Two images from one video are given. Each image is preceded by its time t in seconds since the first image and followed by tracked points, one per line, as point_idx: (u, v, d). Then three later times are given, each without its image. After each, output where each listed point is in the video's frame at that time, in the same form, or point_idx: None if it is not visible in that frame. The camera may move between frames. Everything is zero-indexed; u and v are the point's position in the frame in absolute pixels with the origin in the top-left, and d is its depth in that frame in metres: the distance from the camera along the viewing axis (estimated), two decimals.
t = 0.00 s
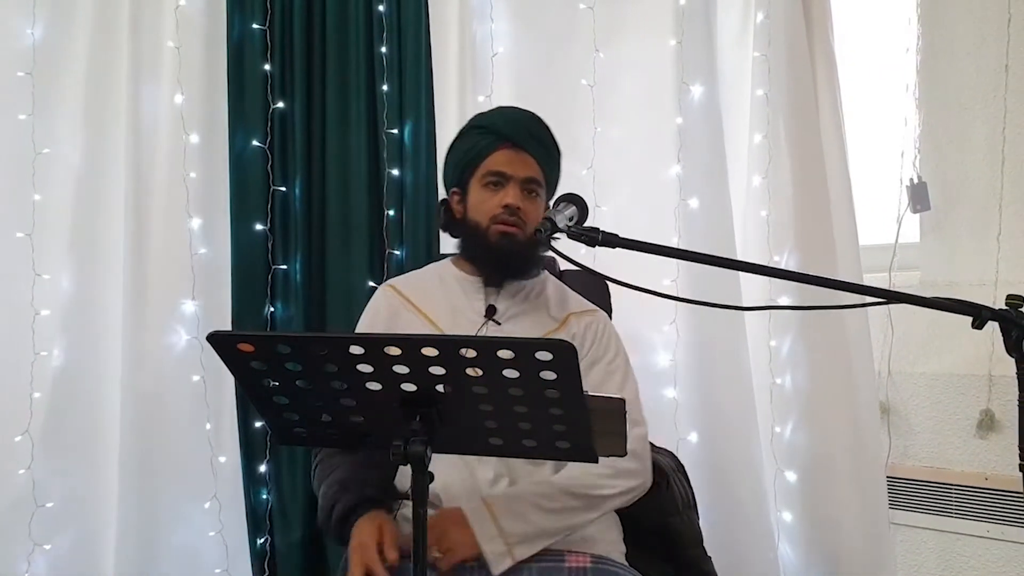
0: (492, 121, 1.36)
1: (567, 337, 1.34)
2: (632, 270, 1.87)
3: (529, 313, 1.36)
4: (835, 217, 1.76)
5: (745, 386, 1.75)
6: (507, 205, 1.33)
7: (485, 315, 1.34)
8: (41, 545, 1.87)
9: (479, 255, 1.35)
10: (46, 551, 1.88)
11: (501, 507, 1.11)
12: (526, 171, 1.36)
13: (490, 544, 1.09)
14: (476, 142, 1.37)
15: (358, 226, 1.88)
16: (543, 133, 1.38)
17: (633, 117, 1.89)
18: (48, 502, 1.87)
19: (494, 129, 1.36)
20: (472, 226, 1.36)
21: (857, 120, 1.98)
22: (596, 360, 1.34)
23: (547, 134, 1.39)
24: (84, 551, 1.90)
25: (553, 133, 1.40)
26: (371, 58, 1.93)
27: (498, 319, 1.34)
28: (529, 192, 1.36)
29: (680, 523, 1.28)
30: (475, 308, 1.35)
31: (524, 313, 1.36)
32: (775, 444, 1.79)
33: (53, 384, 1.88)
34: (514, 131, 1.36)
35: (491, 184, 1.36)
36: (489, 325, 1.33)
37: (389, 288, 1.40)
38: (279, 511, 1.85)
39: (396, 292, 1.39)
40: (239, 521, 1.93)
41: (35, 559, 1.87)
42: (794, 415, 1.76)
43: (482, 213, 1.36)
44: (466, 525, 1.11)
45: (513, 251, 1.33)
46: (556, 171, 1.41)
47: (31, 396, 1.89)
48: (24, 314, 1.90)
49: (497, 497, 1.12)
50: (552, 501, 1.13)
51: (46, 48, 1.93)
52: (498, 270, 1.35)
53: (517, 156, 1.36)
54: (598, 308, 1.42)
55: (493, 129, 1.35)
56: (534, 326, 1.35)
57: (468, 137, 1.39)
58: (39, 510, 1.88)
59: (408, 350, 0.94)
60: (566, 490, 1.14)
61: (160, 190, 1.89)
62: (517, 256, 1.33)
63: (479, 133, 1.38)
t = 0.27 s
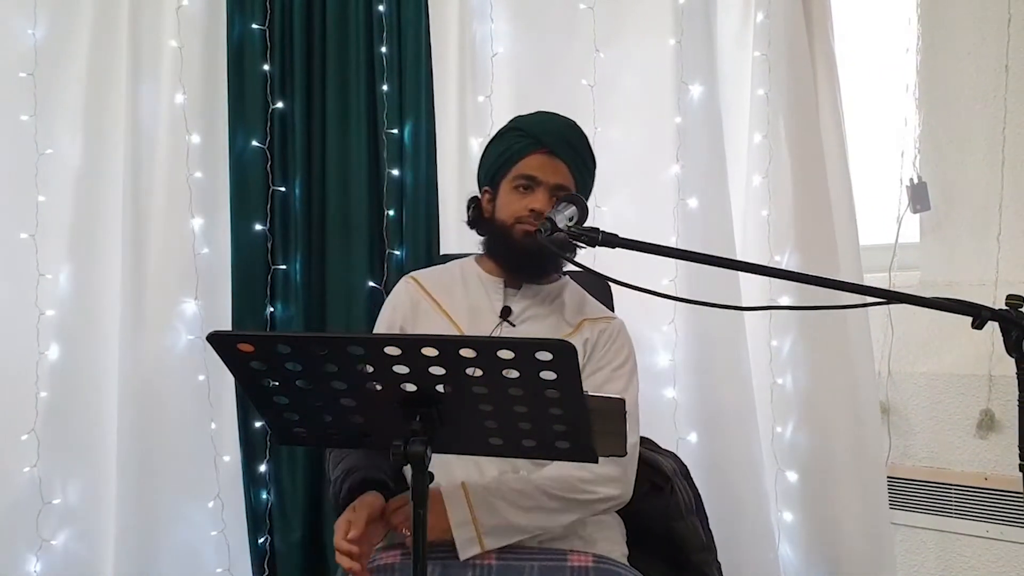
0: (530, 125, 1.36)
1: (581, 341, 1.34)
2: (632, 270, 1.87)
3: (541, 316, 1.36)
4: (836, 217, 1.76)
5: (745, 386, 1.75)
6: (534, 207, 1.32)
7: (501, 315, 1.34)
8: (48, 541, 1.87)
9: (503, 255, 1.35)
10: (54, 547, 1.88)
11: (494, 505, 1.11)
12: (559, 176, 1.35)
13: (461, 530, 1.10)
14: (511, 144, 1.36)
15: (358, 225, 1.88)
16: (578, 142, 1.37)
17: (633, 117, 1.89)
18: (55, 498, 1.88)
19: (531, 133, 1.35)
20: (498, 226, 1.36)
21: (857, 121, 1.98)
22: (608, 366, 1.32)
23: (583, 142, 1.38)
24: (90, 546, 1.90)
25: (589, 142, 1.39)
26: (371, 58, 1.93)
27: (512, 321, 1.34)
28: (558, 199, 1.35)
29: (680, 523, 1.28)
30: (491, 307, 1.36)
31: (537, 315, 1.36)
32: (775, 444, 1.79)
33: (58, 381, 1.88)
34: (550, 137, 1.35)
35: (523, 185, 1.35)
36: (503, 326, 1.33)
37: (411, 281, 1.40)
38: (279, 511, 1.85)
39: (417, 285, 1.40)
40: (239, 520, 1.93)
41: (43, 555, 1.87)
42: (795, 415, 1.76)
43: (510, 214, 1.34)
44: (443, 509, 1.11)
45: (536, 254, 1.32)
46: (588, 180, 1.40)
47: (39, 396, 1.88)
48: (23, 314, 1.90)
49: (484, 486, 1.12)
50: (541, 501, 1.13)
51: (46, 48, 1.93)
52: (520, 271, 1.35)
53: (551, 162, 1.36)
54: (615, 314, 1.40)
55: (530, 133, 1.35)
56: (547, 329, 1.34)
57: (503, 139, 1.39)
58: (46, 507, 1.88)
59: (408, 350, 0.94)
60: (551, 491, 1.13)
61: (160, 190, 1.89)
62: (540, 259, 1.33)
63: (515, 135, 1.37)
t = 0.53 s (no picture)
0: (547, 127, 1.35)
1: (588, 343, 1.34)
2: (633, 270, 1.87)
3: (550, 317, 1.37)
4: (836, 217, 1.76)
5: (744, 386, 1.75)
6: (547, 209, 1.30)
7: (510, 316, 1.35)
8: (51, 539, 1.88)
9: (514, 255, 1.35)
10: (57, 545, 1.88)
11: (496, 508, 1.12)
12: (573, 179, 1.34)
13: (460, 525, 1.11)
14: (527, 145, 1.36)
15: (357, 225, 1.88)
16: (593, 146, 1.37)
17: (633, 117, 1.89)
18: (57, 497, 1.88)
19: (547, 134, 1.35)
20: (510, 226, 1.35)
21: (857, 121, 1.99)
22: (613, 368, 1.33)
23: (598, 146, 1.38)
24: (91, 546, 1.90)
25: (604, 146, 1.39)
26: (371, 58, 1.93)
27: (522, 322, 1.35)
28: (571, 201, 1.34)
29: (680, 521, 1.28)
30: (501, 307, 1.36)
31: (545, 316, 1.37)
32: (775, 444, 1.79)
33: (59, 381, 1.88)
34: (567, 139, 1.34)
35: (536, 186, 1.33)
36: (513, 327, 1.34)
37: (421, 279, 1.40)
38: (279, 511, 1.85)
39: (427, 283, 1.40)
40: (239, 520, 1.93)
41: (45, 553, 1.87)
42: (795, 415, 1.76)
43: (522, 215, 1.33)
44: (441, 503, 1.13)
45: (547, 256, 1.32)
46: (601, 183, 1.40)
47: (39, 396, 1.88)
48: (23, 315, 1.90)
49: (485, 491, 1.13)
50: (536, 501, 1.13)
51: (45, 47, 1.92)
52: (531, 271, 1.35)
53: (566, 164, 1.35)
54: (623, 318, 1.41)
55: (547, 135, 1.34)
56: (555, 330, 1.35)
57: (519, 139, 1.38)
58: (48, 506, 1.88)
59: (408, 350, 0.94)
60: (549, 493, 1.14)
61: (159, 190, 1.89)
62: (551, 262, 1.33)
63: (531, 136, 1.36)
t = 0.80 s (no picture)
0: (553, 128, 1.34)
1: (589, 345, 1.34)
2: (633, 270, 1.87)
3: (551, 318, 1.37)
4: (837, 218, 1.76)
5: (744, 385, 1.75)
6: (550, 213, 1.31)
7: (512, 316, 1.35)
8: (47, 541, 1.87)
9: (516, 257, 1.35)
10: (53, 547, 1.88)
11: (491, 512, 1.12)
12: (578, 183, 1.34)
13: (454, 530, 1.11)
14: (532, 146, 1.35)
15: (357, 225, 1.88)
16: (600, 149, 1.36)
17: (633, 117, 1.89)
18: (53, 499, 1.88)
19: (554, 136, 1.34)
20: (513, 228, 1.35)
21: (857, 121, 1.99)
22: (613, 371, 1.33)
23: (604, 148, 1.37)
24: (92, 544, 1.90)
25: (610, 147, 1.39)
26: (371, 57, 1.93)
27: (523, 322, 1.35)
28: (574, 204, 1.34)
29: (680, 521, 1.28)
30: (503, 307, 1.36)
31: (546, 316, 1.37)
32: (775, 444, 1.79)
33: (60, 381, 1.88)
34: (573, 142, 1.34)
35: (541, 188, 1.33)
36: (513, 327, 1.34)
37: (424, 277, 1.40)
38: (279, 511, 1.85)
39: (430, 281, 1.39)
40: (239, 520, 1.93)
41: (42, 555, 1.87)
42: (795, 415, 1.76)
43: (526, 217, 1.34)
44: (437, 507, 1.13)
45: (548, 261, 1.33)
46: (607, 186, 1.40)
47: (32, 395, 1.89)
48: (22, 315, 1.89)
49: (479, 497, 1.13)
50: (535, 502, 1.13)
51: (44, 47, 1.92)
52: (532, 274, 1.36)
53: (571, 168, 1.35)
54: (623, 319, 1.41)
55: (553, 137, 1.33)
56: (556, 331, 1.35)
57: (526, 139, 1.37)
58: (44, 508, 1.88)
59: (408, 350, 0.94)
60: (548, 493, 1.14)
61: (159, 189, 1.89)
62: (552, 266, 1.33)
63: (538, 136, 1.36)
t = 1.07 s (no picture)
0: (548, 129, 1.34)
1: (590, 345, 1.34)
2: (633, 270, 1.87)
3: (554, 318, 1.37)
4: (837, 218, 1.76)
5: (743, 385, 1.75)
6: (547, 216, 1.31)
7: (512, 318, 1.35)
8: (37, 546, 1.87)
9: (512, 260, 1.35)
10: (44, 553, 1.87)
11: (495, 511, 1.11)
12: (574, 185, 1.34)
13: (461, 528, 1.10)
14: (528, 147, 1.35)
15: (357, 225, 1.88)
16: (596, 149, 1.36)
17: (633, 117, 1.89)
18: (43, 503, 1.87)
19: (549, 138, 1.34)
20: (510, 231, 1.35)
21: (858, 120, 1.99)
22: (614, 371, 1.32)
23: (601, 148, 1.37)
24: (84, 549, 1.90)
25: (607, 147, 1.38)
26: (371, 58, 1.93)
27: (524, 323, 1.35)
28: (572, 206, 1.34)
29: (681, 521, 1.28)
30: (504, 308, 1.36)
31: (547, 317, 1.37)
32: (775, 444, 1.80)
33: (61, 381, 1.88)
34: (569, 143, 1.33)
35: (537, 191, 1.33)
36: (515, 327, 1.34)
37: (424, 276, 1.40)
38: (280, 511, 1.85)
39: (430, 281, 1.40)
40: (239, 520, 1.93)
41: (32, 560, 1.87)
42: (795, 415, 1.76)
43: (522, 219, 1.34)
44: (442, 505, 1.13)
45: (545, 264, 1.32)
46: (605, 186, 1.40)
47: (22, 397, 1.88)
48: (21, 314, 1.89)
49: (486, 494, 1.13)
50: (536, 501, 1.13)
51: (44, 47, 1.92)
52: (529, 276, 1.35)
53: (567, 169, 1.34)
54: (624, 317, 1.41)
55: (548, 138, 1.33)
56: (558, 331, 1.35)
57: (521, 141, 1.37)
58: (34, 512, 1.87)
59: (408, 350, 0.94)
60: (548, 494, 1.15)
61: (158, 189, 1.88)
62: (549, 268, 1.33)
63: (533, 138, 1.35)
